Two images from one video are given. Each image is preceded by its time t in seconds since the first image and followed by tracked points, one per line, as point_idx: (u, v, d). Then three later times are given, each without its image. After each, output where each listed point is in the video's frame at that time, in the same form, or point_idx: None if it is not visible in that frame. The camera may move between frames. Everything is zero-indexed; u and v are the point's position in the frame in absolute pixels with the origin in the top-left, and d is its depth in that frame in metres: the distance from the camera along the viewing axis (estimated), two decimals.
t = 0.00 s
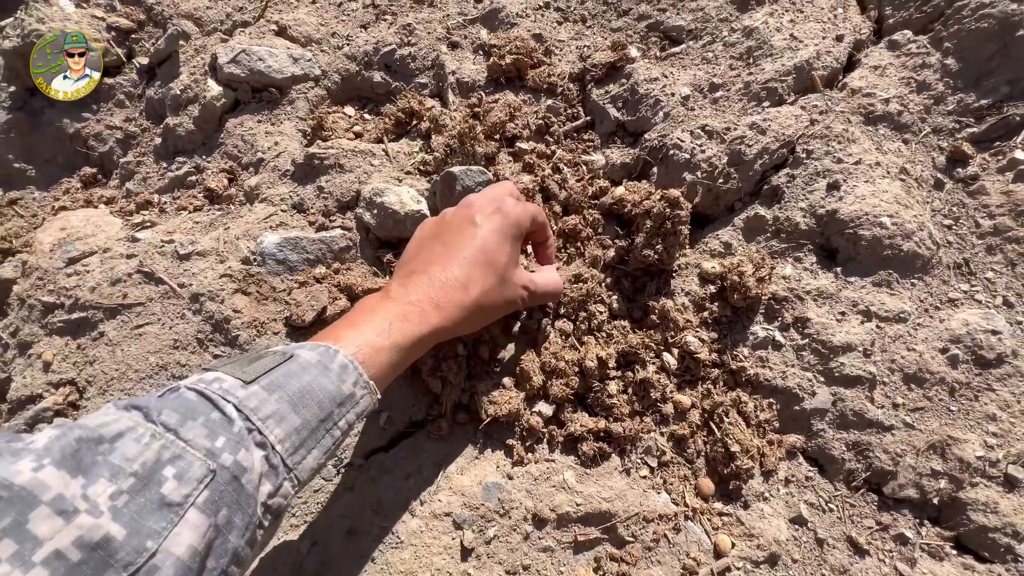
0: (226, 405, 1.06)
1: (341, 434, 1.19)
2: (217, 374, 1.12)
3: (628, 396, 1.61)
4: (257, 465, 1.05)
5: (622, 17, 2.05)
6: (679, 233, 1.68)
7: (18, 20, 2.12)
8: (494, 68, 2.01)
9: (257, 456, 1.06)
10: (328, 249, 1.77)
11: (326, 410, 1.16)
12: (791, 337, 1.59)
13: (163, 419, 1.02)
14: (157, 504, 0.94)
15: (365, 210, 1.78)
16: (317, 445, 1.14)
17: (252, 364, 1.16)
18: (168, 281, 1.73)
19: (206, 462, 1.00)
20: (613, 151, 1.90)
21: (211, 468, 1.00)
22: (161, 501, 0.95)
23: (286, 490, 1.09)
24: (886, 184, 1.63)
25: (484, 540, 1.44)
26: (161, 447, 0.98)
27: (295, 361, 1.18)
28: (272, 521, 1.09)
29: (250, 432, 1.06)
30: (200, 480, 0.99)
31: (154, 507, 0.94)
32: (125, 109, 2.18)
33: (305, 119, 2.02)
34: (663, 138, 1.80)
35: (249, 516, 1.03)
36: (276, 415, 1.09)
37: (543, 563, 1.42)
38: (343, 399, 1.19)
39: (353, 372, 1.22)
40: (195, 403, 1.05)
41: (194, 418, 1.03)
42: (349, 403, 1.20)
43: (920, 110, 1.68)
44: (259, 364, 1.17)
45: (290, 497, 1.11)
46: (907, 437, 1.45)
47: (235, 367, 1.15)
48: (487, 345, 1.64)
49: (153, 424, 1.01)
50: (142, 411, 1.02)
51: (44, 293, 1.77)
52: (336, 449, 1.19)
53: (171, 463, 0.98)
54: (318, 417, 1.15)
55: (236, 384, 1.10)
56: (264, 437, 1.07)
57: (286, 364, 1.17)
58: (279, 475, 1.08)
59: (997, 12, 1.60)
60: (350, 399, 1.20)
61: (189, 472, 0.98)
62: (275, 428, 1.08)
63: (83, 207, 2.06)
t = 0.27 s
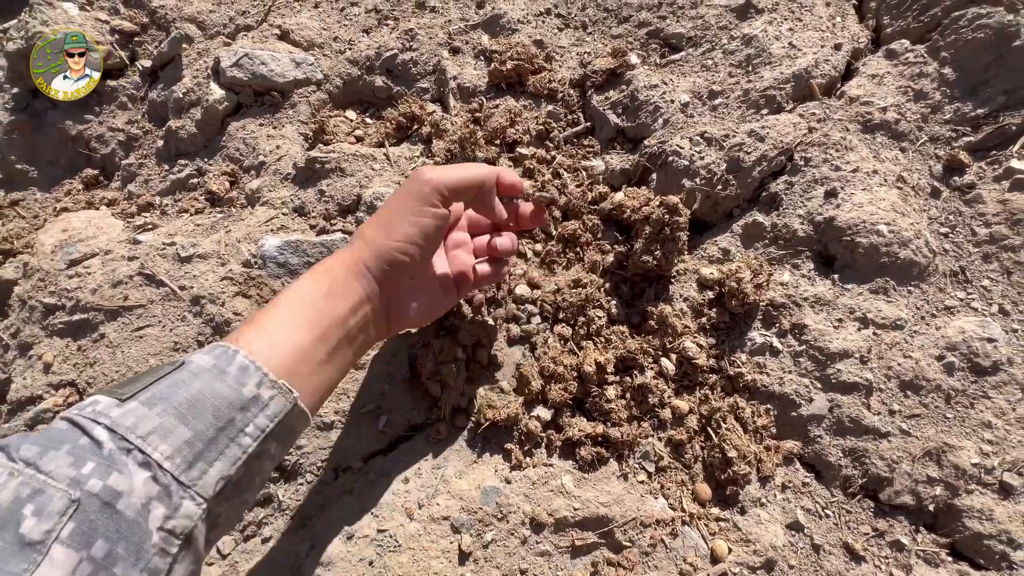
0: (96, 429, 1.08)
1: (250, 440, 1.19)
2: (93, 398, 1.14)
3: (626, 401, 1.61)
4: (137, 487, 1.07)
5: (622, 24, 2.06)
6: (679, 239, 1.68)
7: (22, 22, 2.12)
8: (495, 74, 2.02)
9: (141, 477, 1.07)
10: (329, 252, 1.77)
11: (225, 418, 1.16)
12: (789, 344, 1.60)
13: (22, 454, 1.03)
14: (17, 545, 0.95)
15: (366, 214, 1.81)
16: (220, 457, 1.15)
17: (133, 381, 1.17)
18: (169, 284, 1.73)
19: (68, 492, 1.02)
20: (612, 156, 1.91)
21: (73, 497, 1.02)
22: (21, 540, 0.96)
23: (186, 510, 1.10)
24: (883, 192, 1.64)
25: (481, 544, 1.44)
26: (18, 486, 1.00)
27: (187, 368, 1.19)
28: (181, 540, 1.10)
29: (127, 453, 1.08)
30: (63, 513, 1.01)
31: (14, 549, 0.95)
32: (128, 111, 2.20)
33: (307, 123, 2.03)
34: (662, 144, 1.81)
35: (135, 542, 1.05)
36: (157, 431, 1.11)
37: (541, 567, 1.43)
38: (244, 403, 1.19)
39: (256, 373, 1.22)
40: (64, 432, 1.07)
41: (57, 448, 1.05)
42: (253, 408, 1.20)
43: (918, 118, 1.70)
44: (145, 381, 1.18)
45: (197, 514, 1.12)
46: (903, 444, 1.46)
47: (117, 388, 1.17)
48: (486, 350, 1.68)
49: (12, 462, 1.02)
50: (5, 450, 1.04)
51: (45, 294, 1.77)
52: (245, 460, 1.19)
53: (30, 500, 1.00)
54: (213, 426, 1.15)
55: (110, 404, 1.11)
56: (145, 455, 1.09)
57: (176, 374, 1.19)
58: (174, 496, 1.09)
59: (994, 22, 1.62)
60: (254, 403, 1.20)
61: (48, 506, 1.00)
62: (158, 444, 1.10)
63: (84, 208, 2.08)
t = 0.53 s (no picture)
0: (55, 427, 0.92)
1: (228, 434, 1.05)
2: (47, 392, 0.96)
3: (626, 400, 1.63)
4: (106, 487, 0.93)
5: (623, 28, 2.09)
6: (678, 241, 1.70)
7: (29, 22, 2.16)
8: (498, 77, 2.04)
9: (108, 475, 0.93)
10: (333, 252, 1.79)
11: (197, 411, 1.02)
12: (786, 345, 1.62)
13: None
14: None
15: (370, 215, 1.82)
16: (193, 452, 1.02)
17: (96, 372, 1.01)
18: (173, 282, 1.75)
19: (31, 497, 0.87)
20: (613, 159, 1.94)
21: (38, 503, 0.87)
22: None
23: (158, 507, 0.97)
24: (879, 196, 1.66)
25: (482, 541, 1.46)
26: None
27: (150, 360, 1.02)
28: (150, 541, 0.97)
29: (92, 452, 0.93)
30: (26, 518, 0.86)
31: None
32: (132, 111, 2.21)
33: (311, 124, 2.06)
34: (663, 147, 1.84)
35: (107, 544, 0.92)
36: (125, 428, 0.96)
37: (541, 564, 1.45)
38: (221, 396, 1.04)
39: (229, 364, 1.05)
40: (16, 431, 0.90)
41: (12, 449, 0.89)
42: (227, 400, 1.04)
43: (913, 124, 1.73)
44: (106, 371, 1.02)
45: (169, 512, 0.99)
46: (899, 444, 1.48)
47: (72, 381, 0.99)
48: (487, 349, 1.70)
49: None
50: None
51: (51, 292, 1.79)
52: (221, 452, 1.05)
53: None
54: (186, 421, 1.01)
55: (70, 400, 0.95)
56: (112, 453, 0.94)
57: (141, 365, 1.02)
58: (144, 493, 0.96)
59: (988, 30, 1.65)
60: (230, 396, 1.05)
61: (8, 513, 0.85)
62: (127, 441, 0.95)
63: (88, 207, 2.09)
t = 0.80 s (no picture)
0: (129, 447, 1.03)
1: (271, 459, 1.19)
2: (120, 412, 1.07)
3: (628, 399, 1.65)
4: (170, 505, 1.03)
5: (625, 33, 2.12)
6: (679, 243, 1.74)
7: (37, 23, 2.20)
8: (501, 80, 2.07)
9: (170, 495, 1.04)
10: (337, 253, 1.81)
11: (249, 438, 1.16)
12: (785, 345, 1.65)
13: (57, 469, 0.97)
14: (53, 563, 0.90)
15: (374, 215, 1.84)
16: (242, 474, 1.14)
17: (163, 396, 1.12)
18: (180, 281, 1.77)
19: (109, 511, 0.97)
20: (615, 162, 1.96)
21: (114, 516, 0.98)
22: (59, 557, 0.91)
23: (209, 526, 1.08)
24: (877, 199, 1.69)
25: (486, 537, 1.47)
26: (54, 502, 0.94)
27: (213, 388, 1.16)
28: (197, 559, 1.07)
29: (159, 473, 1.04)
30: (102, 532, 0.96)
31: (51, 566, 0.89)
32: (138, 112, 2.23)
33: (316, 125, 2.08)
34: (664, 151, 1.86)
35: (166, 559, 1.01)
36: (188, 451, 1.08)
37: (544, 560, 1.47)
38: (270, 424, 1.19)
39: (281, 396, 1.21)
40: (96, 447, 1.01)
41: (92, 465, 0.99)
42: (276, 428, 1.20)
43: (910, 129, 1.76)
44: (170, 396, 1.13)
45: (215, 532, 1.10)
46: (895, 443, 1.50)
47: (141, 403, 1.11)
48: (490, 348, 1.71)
49: (47, 475, 0.97)
50: (37, 461, 0.98)
51: (58, 290, 1.80)
52: (265, 476, 1.19)
53: (68, 516, 0.94)
54: (239, 446, 1.14)
55: (143, 422, 1.06)
56: (176, 474, 1.05)
57: (204, 392, 1.15)
58: (198, 512, 1.06)
59: (983, 38, 1.68)
60: (278, 426, 1.20)
61: (88, 524, 0.95)
62: (188, 463, 1.07)
63: (94, 207, 2.11)
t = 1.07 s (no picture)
0: (209, 444, 1.04)
1: (324, 467, 1.19)
2: (199, 408, 1.08)
3: (625, 397, 1.65)
4: (237, 505, 1.04)
5: (623, 31, 2.12)
6: (677, 240, 1.73)
7: (34, 18, 2.19)
8: (500, 77, 2.06)
9: (236, 495, 1.04)
10: (333, 249, 1.82)
11: (309, 444, 1.16)
12: (782, 343, 1.65)
13: (143, 457, 0.99)
14: (136, 549, 0.91)
15: (371, 211, 1.83)
16: (299, 480, 1.14)
17: (239, 395, 1.13)
18: (176, 276, 1.76)
19: (188, 503, 0.98)
20: (613, 160, 1.96)
21: (192, 509, 0.98)
22: (140, 543, 0.92)
23: (266, 528, 1.08)
24: (874, 198, 1.69)
25: (482, 534, 1.47)
26: (141, 488, 0.96)
27: (282, 392, 1.17)
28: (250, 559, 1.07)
29: (231, 471, 1.05)
30: (180, 523, 0.97)
31: (133, 552, 0.91)
32: (134, 107, 2.22)
33: (314, 122, 2.07)
34: (662, 148, 1.86)
35: (231, 557, 1.02)
36: (258, 452, 1.08)
37: (540, 558, 1.46)
38: (327, 433, 1.19)
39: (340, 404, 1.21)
40: (178, 440, 1.02)
41: (175, 457, 1.00)
42: (331, 437, 1.20)
43: (908, 127, 1.76)
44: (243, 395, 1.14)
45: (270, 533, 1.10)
46: (892, 441, 1.50)
47: (220, 398, 1.12)
48: (488, 346, 1.70)
49: (134, 464, 0.98)
50: (124, 448, 0.99)
51: (52, 285, 1.79)
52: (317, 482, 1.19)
53: (151, 504, 0.96)
54: (300, 451, 1.15)
55: (220, 420, 1.07)
56: (244, 474, 1.06)
57: (273, 397, 1.15)
58: (260, 514, 1.07)
59: (980, 37, 1.68)
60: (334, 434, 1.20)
61: (170, 514, 0.96)
62: (256, 465, 1.07)
63: (89, 202, 2.10)
